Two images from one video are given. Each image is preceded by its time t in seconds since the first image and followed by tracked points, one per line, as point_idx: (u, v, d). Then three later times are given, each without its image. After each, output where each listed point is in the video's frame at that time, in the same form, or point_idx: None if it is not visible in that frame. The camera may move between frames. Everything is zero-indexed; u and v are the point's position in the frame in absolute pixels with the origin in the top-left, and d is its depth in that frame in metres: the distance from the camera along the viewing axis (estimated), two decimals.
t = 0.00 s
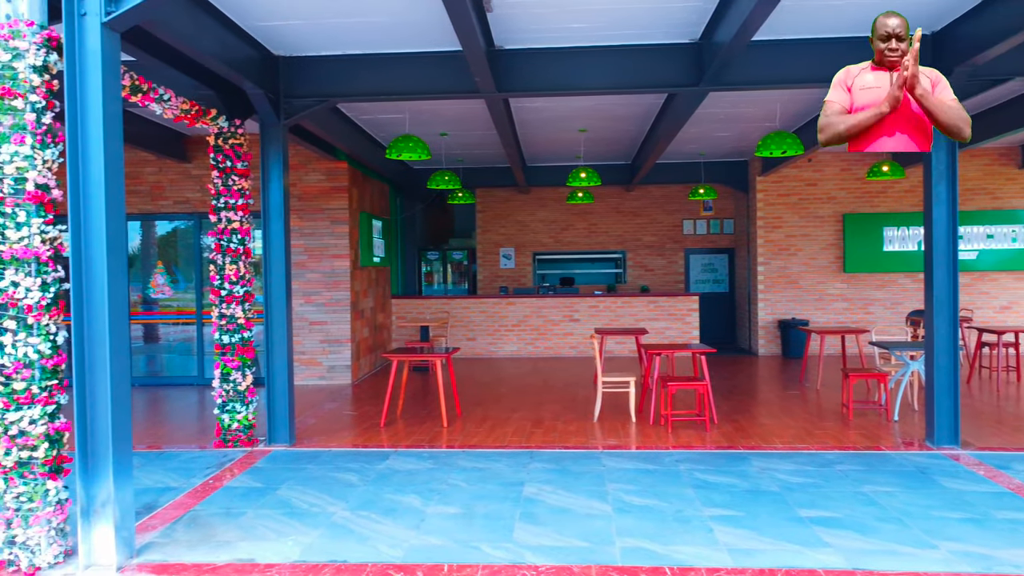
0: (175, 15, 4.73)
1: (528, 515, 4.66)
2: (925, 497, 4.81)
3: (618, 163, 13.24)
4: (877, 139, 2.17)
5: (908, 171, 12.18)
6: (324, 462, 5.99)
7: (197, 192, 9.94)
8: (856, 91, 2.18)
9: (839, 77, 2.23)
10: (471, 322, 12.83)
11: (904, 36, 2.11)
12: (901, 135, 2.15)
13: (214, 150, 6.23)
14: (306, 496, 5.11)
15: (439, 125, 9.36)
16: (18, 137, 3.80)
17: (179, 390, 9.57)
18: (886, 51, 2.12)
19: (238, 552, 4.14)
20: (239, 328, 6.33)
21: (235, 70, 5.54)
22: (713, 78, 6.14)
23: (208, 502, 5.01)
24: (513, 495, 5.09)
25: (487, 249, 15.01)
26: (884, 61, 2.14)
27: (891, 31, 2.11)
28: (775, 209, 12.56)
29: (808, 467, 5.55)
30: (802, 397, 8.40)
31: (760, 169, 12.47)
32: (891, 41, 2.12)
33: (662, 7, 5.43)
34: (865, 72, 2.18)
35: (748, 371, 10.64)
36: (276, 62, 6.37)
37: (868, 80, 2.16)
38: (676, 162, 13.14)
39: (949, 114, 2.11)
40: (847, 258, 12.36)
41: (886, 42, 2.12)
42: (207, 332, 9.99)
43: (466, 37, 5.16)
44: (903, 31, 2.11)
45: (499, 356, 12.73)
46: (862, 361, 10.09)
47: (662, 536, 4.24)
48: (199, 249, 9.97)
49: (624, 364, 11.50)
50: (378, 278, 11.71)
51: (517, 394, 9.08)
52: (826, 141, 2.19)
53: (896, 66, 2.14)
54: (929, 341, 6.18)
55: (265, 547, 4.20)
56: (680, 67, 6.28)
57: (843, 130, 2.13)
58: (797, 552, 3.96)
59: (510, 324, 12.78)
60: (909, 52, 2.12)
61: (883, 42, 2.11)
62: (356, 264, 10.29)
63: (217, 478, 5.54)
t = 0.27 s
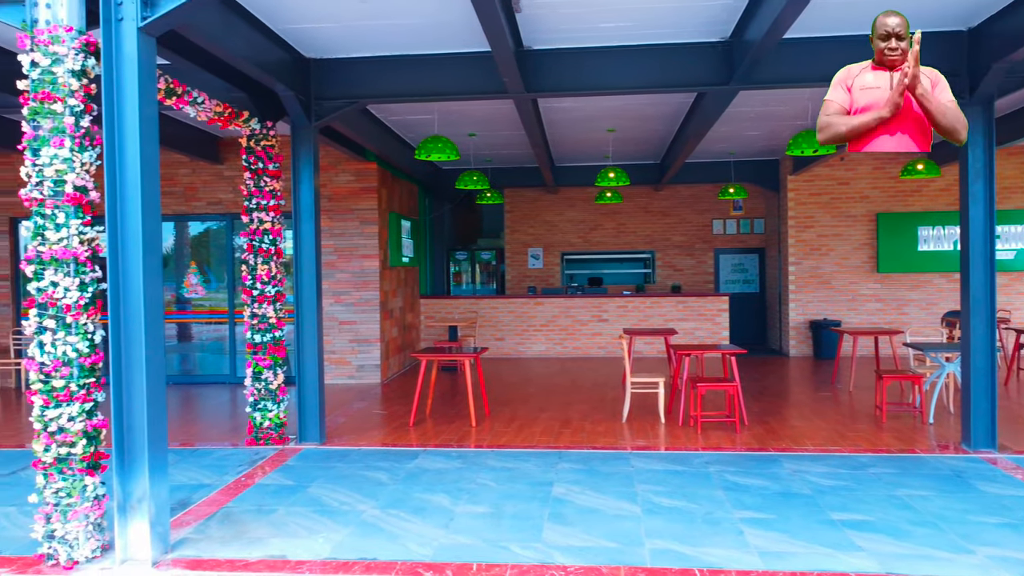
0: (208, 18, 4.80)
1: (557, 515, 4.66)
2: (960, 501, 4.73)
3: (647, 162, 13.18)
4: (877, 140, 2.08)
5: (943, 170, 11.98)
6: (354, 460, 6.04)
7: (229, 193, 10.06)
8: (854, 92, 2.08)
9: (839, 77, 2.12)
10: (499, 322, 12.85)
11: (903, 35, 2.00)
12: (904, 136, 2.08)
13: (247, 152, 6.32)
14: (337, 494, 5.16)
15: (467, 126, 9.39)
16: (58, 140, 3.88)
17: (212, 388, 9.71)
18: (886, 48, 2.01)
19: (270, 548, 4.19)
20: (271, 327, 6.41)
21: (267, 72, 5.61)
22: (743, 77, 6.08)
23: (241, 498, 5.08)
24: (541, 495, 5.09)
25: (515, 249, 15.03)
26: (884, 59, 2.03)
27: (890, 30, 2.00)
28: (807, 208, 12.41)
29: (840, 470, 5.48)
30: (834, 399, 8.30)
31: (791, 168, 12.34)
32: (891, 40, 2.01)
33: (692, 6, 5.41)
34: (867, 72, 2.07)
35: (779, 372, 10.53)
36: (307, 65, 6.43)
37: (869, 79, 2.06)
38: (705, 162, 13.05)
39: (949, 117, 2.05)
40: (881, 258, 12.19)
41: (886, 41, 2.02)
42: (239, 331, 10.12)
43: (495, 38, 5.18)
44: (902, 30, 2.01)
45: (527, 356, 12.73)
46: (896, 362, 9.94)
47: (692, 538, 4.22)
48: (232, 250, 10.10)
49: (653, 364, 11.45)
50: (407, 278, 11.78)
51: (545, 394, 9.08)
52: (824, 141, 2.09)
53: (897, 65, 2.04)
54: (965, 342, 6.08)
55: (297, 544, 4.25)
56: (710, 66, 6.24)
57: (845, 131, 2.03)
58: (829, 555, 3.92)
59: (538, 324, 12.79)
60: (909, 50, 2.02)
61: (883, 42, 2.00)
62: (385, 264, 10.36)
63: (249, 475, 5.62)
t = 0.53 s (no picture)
0: (240, 21, 4.86)
1: (585, 515, 4.65)
2: (998, 505, 4.64)
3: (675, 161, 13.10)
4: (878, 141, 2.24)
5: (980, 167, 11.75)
6: (383, 458, 6.08)
7: (260, 194, 10.18)
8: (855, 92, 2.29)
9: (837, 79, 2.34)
10: (527, 321, 12.86)
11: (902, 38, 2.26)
12: (901, 140, 2.23)
13: (278, 153, 6.38)
14: (366, 492, 5.20)
15: (496, 126, 9.40)
16: (94, 142, 3.95)
17: (244, 386, 9.83)
18: (884, 51, 2.26)
19: (301, 545, 4.23)
20: (302, 326, 6.48)
21: (298, 74, 5.66)
22: (774, 75, 6.02)
23: (272, 496, 5.14)
24: (570, 494, 5.09)
25: (543, 249, 15.03)
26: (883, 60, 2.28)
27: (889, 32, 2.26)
28: (839, 207, 12.25)
29: (874, 473, 5.40)
30: (867, 401, 8.18)
31: (823, 166, 12.18)
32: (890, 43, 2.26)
33: (722, 4, 5.36)
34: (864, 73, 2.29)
35: (810, 372, 10.41)
36: (337, 66, 6.48)
37: (868, 82, 2.27)
38: (735, 160, 12.93)
39: (946, 121, 2.19)
40: (915, 258, 12.00)
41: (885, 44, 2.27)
42: (270, 330, 10.24)
43: (523, 37, 5.18)
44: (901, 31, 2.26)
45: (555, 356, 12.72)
46: (931, 363, 9.77)
47: (722, 540, 4.18)
48: (263, 250, 10.22)
49: (682, 364, 11.38)
50: (436, 278, 11.83)
51: (573, 394, 9.06)
52: (828, 141, 2.31)
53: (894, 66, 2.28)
54: (1003, 343, 5.96)
55: (327, 541, 4.29)
56: (740, 64, 6.19)
57: (844, 132, 2.24)
58: (862, 558, 3.87)
59: (567, 323, 12.77)
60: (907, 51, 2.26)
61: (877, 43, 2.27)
62: (414, 263, 10.42)
63: (280, 473, 5.69)
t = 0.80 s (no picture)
0: (271, 24, 4.91)
1: (614, 516, 4.63)
2: None
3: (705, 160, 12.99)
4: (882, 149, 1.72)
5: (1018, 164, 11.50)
6: (411, 457, 6.10)
7: (290, 194, 10.27)
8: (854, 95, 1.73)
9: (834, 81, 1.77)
10: (555, 321, 12.84)
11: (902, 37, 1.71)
12: (903, 144, 1.72)
13: (308, 154, 6.43)
14: (395, 491, 5.22)
15: (524, 126, 9.40)
16: (128, 144, 4.01)
17: (274, 385, 9.93)
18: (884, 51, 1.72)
19: (330, 543, 4.26)
20: (331, 326, 6.53)
21: (327, 75, 5.70)
22: (806, 72, 5.94)
23: (302, 494, 5.18)
24: (598, 495, 5.06)
25: (571, 248, 15.00)
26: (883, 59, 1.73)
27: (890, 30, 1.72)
28: (872, 206, 12.06)
29: (908, 476, 5.31)
30: (901, 403, 8.04)
31: (856, 165, 12.00)
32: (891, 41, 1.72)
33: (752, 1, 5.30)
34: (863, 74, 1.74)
35: (843, 373, 10.27)
36: (366, 67, 6.52)
37: (868, 80, 1.72)
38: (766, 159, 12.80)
39: (951, 121, 1.68)
40: (951, 257, 11.78)
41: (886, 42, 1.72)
42: (300, 329, 10.33)
43: (552, 37, 5.17)
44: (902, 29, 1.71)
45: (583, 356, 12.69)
46: (968, 364, 9.58)
47: (753, 542, 4.13)
48: (293, 250, 10.32)
49: (711, 365, 11.29)
50: (464, 277, 11.86)
51: (601, 394, 9.03)
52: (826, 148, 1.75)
53: (898, 67, 1.74)
54: None
55: (356, 539, 4.32)
56: (771, 62, 6.12)
57: (846, 134, 1.68)
58: (897, 563, 3.80)
59: (595, 324, 12.73)
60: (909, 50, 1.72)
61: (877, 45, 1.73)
62: (442, 263, 10.45)
63: (310, 471, 5.73)
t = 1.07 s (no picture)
0: (301, 26, 4.95)
1: (642, 517, 4.60)
2: None
3: (735, 158, 12.86)
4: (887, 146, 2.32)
5: None
6: (439, 457, 6.12)
7: (319, 195, 10.34)
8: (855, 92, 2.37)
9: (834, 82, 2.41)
10: (583, 321, 12.80)
11: (903, 35, 2.30)
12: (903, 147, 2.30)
13: (336, 154, 6.47)
14: (422, 490, 5.23)
15: (551, 125, 9.38)
16: (160, 145, 4.07)
17: (303, 384, 10.02)
18: (884, 50, 2.32)
19: (358, 541, 4.29)
20: (359, 325, 6.57)
21: (355, 76, 5.74)
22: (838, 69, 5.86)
23: (330, 492, 5.22)
24: (626, 496, 5.04)
25: (599, 247, 14.92)
26: (883, 59, 2.33)
27: (889, 30, 2.30)
28: (907, 204, 11.85)
29: (943, 480, 5.21)
30: (936, 405, 7.89)
31: (890, 162, 11.80)
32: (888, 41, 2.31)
33: None
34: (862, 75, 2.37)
35: (876, 375, 10.11)
36: (394, 67, 6.54)
37: (868, 82, 2.35)
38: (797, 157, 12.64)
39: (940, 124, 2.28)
40: (988, 257, 11.56)
41: (883, 42, 2.32)
42: (329, 329, 10.41)
43: (579, 36, 5.15)
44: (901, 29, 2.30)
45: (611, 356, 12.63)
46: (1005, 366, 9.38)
47: (784, 546, 4.08)
48: (322, 250, 10.40)
49: (741, 365, 11.18)
50: (492, 277, 11.86)
51: (629, 394, 8.98)
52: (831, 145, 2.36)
53: (895, 65, 2.34)
54: None
55: (385, 538, 4.34)
56: (803, 58, 6.03)
57: (843, 137, 2.30)
58: (931, 568, 3.72)
59: (623, 323, 12.66)
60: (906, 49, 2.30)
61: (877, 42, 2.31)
62: (470, 263, 10.46)
63: (338, 469, 5.77)
